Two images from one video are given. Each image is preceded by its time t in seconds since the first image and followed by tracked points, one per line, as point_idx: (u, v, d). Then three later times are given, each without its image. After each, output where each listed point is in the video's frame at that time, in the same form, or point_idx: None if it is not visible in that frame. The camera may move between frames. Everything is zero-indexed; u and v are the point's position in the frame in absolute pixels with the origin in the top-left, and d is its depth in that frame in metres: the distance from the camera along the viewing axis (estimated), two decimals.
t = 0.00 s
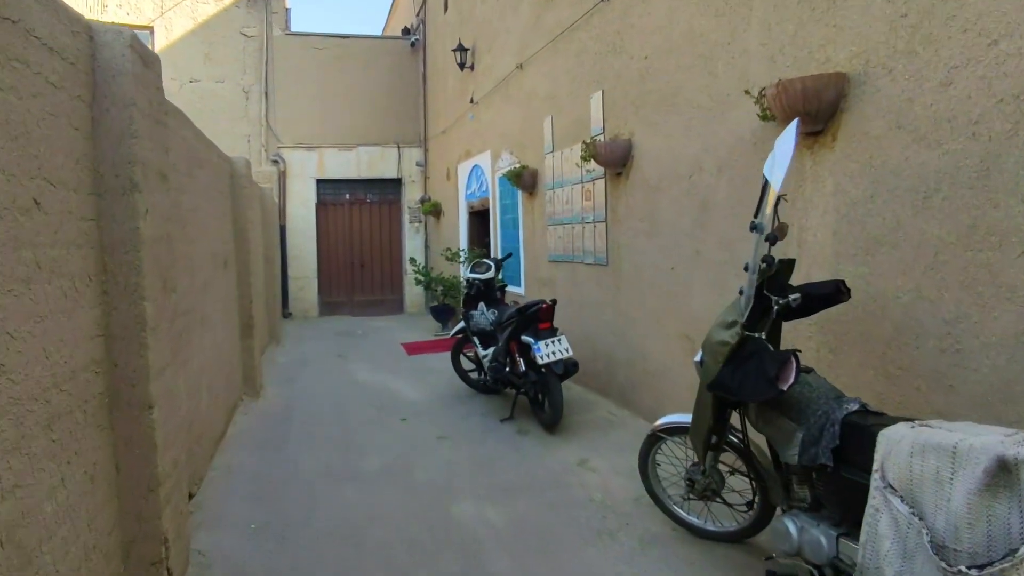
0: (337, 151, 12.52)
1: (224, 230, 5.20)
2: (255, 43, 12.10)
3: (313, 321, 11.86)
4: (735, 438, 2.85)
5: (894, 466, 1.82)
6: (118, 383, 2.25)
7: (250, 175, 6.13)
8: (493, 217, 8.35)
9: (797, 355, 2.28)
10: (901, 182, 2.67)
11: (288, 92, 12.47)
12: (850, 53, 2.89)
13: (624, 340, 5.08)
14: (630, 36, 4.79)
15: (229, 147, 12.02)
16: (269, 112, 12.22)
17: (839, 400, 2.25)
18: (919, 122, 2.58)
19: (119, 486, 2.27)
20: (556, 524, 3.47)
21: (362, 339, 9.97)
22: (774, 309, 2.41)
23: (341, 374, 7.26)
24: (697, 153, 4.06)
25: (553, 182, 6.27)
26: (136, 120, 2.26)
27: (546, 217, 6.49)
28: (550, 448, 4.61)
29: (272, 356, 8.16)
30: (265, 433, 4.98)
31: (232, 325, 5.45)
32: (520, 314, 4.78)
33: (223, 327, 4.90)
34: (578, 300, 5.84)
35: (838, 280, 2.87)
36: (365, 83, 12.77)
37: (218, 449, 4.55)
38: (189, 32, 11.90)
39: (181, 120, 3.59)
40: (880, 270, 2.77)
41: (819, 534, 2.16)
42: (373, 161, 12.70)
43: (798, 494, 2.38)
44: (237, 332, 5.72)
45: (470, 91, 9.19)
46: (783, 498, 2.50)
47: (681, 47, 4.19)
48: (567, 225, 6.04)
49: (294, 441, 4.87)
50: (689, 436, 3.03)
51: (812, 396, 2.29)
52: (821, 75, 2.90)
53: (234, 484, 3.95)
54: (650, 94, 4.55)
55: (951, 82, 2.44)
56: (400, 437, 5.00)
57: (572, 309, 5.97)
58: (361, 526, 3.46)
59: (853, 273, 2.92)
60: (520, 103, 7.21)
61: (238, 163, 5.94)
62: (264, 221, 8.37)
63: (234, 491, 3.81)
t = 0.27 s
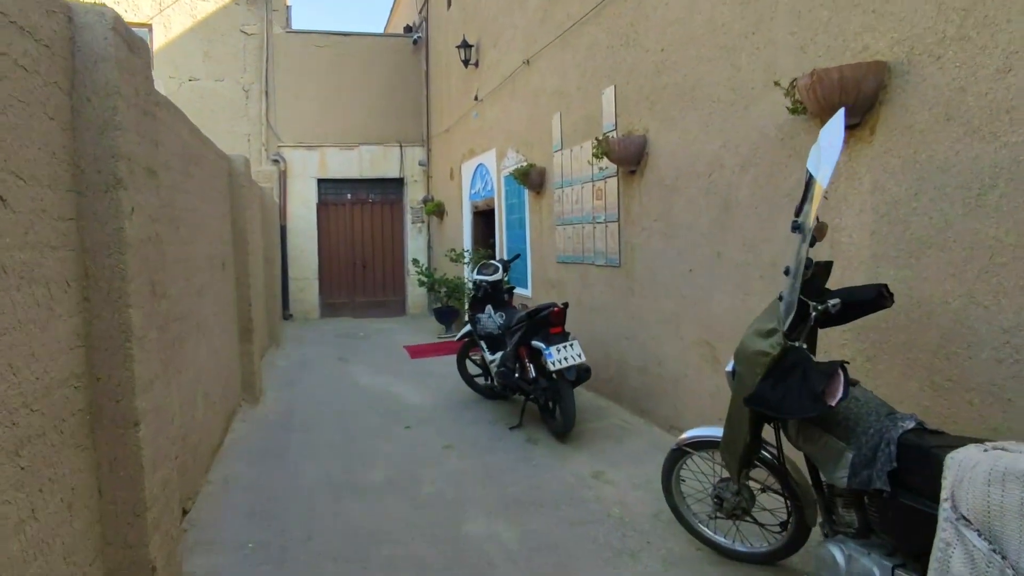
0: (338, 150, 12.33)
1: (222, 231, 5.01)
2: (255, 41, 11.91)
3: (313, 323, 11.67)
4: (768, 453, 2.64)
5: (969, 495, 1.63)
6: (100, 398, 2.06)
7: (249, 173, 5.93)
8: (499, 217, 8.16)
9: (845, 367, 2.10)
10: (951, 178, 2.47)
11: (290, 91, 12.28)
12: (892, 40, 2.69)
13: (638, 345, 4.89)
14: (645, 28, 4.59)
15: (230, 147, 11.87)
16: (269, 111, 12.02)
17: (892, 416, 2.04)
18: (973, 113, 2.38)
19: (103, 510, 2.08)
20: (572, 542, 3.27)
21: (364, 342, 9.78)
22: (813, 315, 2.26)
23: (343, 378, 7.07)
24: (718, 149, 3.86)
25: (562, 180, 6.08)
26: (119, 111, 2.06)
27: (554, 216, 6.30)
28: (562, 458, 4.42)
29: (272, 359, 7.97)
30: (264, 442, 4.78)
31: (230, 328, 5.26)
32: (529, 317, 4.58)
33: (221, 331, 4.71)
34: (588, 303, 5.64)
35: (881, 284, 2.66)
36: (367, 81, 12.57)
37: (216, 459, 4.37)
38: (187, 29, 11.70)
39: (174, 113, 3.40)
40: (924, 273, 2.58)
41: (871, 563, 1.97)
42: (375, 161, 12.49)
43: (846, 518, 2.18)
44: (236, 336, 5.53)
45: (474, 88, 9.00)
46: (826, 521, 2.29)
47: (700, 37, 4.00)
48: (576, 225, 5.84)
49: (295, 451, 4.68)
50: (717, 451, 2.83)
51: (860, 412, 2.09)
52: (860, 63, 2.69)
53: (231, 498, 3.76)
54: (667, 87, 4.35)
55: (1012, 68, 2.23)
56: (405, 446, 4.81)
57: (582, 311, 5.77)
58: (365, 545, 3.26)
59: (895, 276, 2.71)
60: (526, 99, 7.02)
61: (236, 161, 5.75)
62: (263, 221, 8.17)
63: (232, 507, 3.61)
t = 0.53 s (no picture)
0: (341, 149, 12.11)
1: (222, 232, 4.80)
2: (256, 38, 11.79)
3: (315, 326, 11.46)
4: (815, 475, 2.40)
5: None
6: (80, 420, 1.84)
7: (250, 172, 5.71)
8: (507, 217, 7.94)
9: (915, 384, 1.90)
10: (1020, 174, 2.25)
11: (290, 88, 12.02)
12: (949, 24, 2.47)
13: (658, 351, 4.67)
14: (665, 19, 4.38)
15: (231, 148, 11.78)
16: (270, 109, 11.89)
17: (973, 447, 1.79)
18: None
19: (85, 547, 1.86)
20: (596, 565, 3.05)
21: (368, 345, 9.58)
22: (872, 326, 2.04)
23: (347, 384, 6.86)
24: (747, 146, 3.65)
25: (574, 179, 5.87)
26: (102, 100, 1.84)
27: (566, 216, 6.08)
28: (579, 471, 4.21)
29: (274, 363, 7.76)
30: (266, 454, 4.57)
31: (231, 334, 5.05)
32: (544, 323, 4.37)
33: (220, 337, 4.50)
34: (603, 307, 5.43)
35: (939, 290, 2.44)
36: (370, 79, 12.35)
37: (215, 472, 4.16)
38: (187, 26, 11.58)
39: (168, 107, 3.18)
40: (987, 279, 2.36)
41: None
42: (378, 160, 12.27)
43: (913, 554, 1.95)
44: (236, 341, 5.31)
45: (481, 85, 8.78)
46: (885, 555, 2.04)
47: (728, 27, 3.78)
48: (590, 226, 5.62)
49: (298, 463, 4.47)
50: (756, 472, 2.61)
51: (934, 437, 1.87)
52: (914, 50, 2.46)
53: (231, 515, 3.55)
54: (690, 81, 4.14)
55: None
56: (413, 458, 4.60)
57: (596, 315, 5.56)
58: (373, 569, 3.04)
59: (952, 282, 2.49)
60: (536, 96, 6.80)
61: (237, 159, 5.53)
62: (264, 222, 7.97)
63: (231, 527, 3.40)
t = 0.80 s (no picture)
0: (342, 149, 11.92)
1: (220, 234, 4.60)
2: (256, 36, 11.61)
3: (317, 329, 11.27)
4: (866, 500, 2.18)
5: None
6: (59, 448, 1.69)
7: (250, 172, 5.52)
8: (514, 218, 7.75)
9: (992, 406, 1.77)
10: None
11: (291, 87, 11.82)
12: (1010, 9, 2.28)
13: (676, 359, 4.47)
14: (685, 11, 4.19)
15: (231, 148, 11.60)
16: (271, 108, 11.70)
17: None
18: None
19: None
20: None
21: (371, 349, 9.38)
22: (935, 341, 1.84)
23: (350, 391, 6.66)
24: (774, 144, 3.45)
25: (586, 179, 5.67)
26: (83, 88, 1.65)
27: (577, 217, 5.89)
28: (594, 486, 4.01)
29: (275, 369, 7.57)
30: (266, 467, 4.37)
31: (230, 340, 4.85)
32: (558, 330, 4.16)
33: (218, 345, 4.31)
34: (617, 312, 5.24)
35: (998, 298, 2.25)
36: (373, 78, 12.15)
37: (213, 486, 3.96)
38: (187, 23, 11.40)
39: (162, 103, 2.98)
40: None
41: None
42: (380, 161, 12.07)
43: None
44: (236, 348, 5.12)
45: (487, 83, 8.58)
46: None
47: (754, 19, 3.58)
48: (602, 227, 5.42)
49: (300, 476, 4.28)
50: (797, 495, 2.39)
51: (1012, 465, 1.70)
52: (972, 37, 2.26)
53: (229, 535, 3.36)
54: (713, 76, 3.95)
55: None
56: (420, 471, 4.41)
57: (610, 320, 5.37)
58: None
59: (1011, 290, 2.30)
60: (546, 94, 6.60)
61: (237, 159, 5.34)
62: (265, 223, 7.78)
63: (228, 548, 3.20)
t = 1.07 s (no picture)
0: (343, 148, 11.71)
1: (216, 233, 4.40)
2: (255, 33, 11.41)
3: (317, 330, 11.06)
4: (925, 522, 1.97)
5: None
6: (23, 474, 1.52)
7: (248, 168, 5.31)
8: (520, 217, 7.55)
9: None
10: None
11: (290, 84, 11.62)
12: None
13: (694, 363, 4.27)
14: None
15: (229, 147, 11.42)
16: (270, 105, 11.50)
17: None
18: None
19: None
20: None
21: (373, 351, 9.18)
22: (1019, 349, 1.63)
23: (351, 395, 6.46)
24: (804, 134, 3.25)
25: (597, 175, 5.48)
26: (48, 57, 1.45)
27: (588, 215, 5.69)
28: (610, 496, 3.80)
29: (274, 372, 7.37)
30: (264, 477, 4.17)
31: (227, 343, 4.65)
32: (571, 332, 3.95)
33: (213, 348, 4.10)
34: (630, 312, 5.03)
35: None
36: (373, 75, 11.95)
37: (208, 498, 3.76)
38: (184, 19, 11.20)
39: (150, 90, 2.78)
40: None
41: None
42: (381, 159, 11.86)
43: None
44: (233, 351, 4.91)
45: (491, 79, 8.38)
46: None
47: (780, 2, 3.38)
48: (614, 225, 5.21)
49: (300, 486, 4.07)
50: (845, 515, 2.16)
51: None
52: None
53: (224, 550, 3.15)
54: (734, 65, 3.75)
55: None
56: (425, 481, 4.20)
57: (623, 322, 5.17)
58: None
59: None
60: (553, 89, 6.41)
61: (234, 154, 5.13)
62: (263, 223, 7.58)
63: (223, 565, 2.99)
